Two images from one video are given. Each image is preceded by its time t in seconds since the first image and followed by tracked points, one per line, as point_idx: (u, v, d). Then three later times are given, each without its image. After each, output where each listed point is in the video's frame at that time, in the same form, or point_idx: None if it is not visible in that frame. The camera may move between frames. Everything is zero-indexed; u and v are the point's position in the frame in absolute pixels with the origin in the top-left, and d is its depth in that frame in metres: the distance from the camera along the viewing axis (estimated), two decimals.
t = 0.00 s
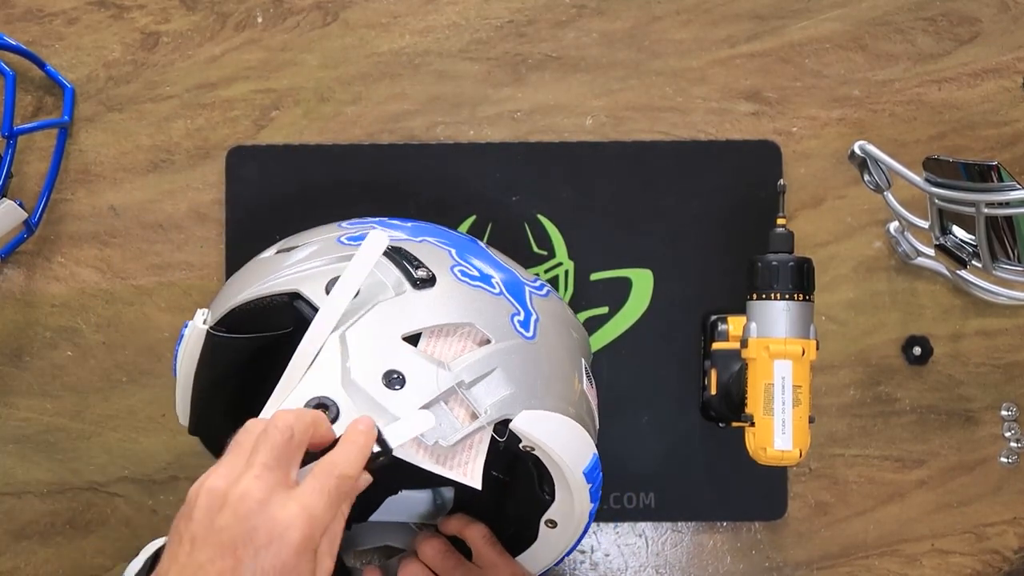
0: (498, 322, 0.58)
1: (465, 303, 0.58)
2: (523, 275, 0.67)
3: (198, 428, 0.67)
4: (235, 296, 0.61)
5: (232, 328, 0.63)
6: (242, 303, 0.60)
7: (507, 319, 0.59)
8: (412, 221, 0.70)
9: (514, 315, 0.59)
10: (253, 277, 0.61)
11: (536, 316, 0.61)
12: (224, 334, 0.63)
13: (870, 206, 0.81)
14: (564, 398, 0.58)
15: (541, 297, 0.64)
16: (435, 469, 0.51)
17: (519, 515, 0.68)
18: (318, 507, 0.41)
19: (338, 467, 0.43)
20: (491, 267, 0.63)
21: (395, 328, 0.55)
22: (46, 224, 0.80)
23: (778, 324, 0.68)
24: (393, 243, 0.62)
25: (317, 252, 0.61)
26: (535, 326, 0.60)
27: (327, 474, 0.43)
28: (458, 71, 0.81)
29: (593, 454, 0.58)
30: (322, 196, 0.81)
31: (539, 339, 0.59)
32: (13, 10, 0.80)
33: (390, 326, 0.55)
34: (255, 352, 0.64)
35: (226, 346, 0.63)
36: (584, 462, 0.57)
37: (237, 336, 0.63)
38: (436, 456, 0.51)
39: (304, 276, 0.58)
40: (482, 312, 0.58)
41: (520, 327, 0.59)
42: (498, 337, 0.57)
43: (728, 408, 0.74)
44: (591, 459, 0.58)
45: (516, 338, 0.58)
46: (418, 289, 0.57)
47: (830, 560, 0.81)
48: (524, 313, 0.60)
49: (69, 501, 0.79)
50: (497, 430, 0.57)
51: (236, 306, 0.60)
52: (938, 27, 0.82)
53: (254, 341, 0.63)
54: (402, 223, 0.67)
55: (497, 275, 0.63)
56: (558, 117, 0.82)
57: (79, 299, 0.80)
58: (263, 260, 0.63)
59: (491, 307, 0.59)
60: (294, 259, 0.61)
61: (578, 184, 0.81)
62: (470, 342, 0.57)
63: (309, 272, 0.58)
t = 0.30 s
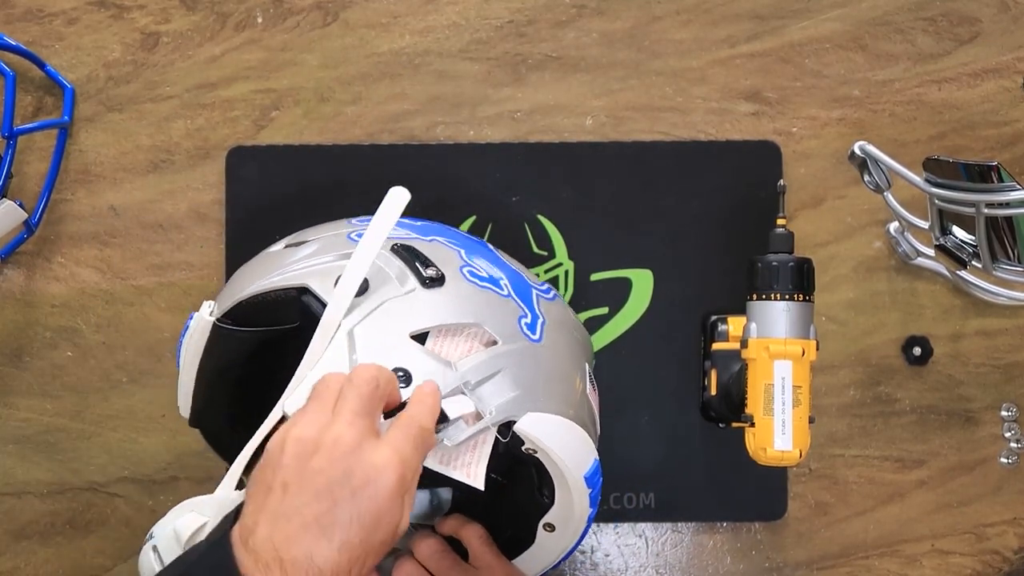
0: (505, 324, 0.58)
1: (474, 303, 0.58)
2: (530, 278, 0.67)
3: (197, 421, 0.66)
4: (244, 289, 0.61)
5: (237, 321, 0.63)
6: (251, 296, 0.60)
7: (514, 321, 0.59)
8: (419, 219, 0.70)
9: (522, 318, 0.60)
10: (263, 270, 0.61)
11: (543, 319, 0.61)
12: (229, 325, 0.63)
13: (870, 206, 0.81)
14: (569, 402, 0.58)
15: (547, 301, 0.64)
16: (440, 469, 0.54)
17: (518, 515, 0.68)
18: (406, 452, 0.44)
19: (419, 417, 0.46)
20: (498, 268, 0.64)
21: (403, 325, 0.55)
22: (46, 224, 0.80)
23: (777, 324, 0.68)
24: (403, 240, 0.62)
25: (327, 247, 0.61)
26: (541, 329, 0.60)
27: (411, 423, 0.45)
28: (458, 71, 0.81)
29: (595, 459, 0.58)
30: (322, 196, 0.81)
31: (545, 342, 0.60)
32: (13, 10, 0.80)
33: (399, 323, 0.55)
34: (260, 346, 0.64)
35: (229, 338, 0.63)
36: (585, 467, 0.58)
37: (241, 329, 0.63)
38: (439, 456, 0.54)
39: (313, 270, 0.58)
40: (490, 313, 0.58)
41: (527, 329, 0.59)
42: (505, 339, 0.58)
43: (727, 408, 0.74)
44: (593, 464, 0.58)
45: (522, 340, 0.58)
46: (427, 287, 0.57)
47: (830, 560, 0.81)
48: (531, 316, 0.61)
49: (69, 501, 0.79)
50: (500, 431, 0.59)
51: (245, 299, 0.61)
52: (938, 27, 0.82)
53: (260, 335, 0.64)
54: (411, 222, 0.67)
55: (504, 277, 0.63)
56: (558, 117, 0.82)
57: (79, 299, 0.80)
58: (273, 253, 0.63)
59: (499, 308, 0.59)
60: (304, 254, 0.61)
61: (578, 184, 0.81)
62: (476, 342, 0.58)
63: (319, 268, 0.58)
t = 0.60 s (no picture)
0: (486, 332, 0.58)
1: (453, 310, 0.58)
2: (514, 282, 0.66)
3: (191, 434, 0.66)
4: (224, 304, 0.61)
5: (221, 336, 0.63)
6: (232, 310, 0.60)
7: (495, 327, 0.59)
8: (406, 225, 0.70)
9: (502, 323, 0.59)
10: (243, 282, 0.61)
11: (525, 323, 0.61)
12: (212, 341, 0.63)
13: (870, 206, 0.81)
14: (553, 407, 0.58)
15: (532, 303, 0.64)
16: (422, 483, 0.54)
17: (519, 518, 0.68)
18: (433, 450, 0.47)
19: (445, 419, 0.48)
20: (481, 272, 0.63)
21: (380, 336, 0.55)
22: (46, 224, 0.80)
23: (777, 324, 0.67)
24: (380, 251, 0.62)
25: (303, 258, 0.60)
26: (524, 334, 0.60)
27: (437, 422, 0.48)
28: (458, 71, 0.81)
29: (581, 462, 0.58)
30: (322, 196, 0.81)
31: (527, 347, 0.59)
32: (13, 10, 0.80)
33: (376, 334, 0.55)
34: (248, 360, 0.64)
35: (216, 352, 0.63)
36: (572, 469, 0.57)
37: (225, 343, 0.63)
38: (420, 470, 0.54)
39: (288, 283, 0.58)
40: (469, 320, 0.58)
41: (508, 335, 0.59)
42: (485, 346, 0.57)
43: (727, 408, 0.74)
44: (580, 468, 0.58)
45: (502, 346, 0.58)
46: (405, 297, 0.57)
47: (830, 560, 0.81)
48: (513, 320, 0.60)
49: (69, 501, 0.79)
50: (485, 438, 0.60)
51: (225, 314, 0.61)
52: (938, 27, 0.82)
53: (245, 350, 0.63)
54: (393, 228, 0.67)
55: (485, 281, 0.62)
56: (558, 117, 0.82)
57: (79, 299, 0.80)
58: (254, 266, 0.63)
59: (478, 315, 0.59)
60: (281, 265, 0.61)
61: (578, 184, 0.81)
62: (457, 351, 0.57)
63: (295, 280, 0.58)
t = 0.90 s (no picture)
0: (487, 327, 0.58)
1: (455, 304, 0.58)
2: (516, 278, 0.66)
3: (192, 429, 0.67)
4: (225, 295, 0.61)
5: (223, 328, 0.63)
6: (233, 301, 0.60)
7: (497, 322, 0.59)
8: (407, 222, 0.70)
9: (504, 318, 0.59)
10: (245, 275, 0.61)
11: (527, 319, 0.61)
12: (214, 332, 0.63)
13: (870, 205, 0.81)
14: (556, 401, 0.58)
15: (534, 299, 0.64)
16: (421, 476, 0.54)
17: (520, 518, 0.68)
18: (443, 449, 0.47)
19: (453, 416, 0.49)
20: (481, 267, 0.63)
21: (382, 330, 0.55)
22: (46, 224, 0.80)
23: (777, 324, 0.67)
24: (383, 244, 0.62)
25: (306, 250, 0.60)
26: (525, 330, 0.60)
27: (448, 419, 0.48)
28: (459, 71, 0.81)
29: (582, 457, 0.58)
30: (322, 196, 0.81)
31: (529, 342, 0.59)
32: (13, 10, 0.80)
33: (377, 327, 0.55)
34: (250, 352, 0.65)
35: (217, 344, 0.63)
36: (573, 463, 0.57)
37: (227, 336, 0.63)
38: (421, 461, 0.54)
39: (291, 276, 0.58)
40: (472, 315, 0.58)
41: (510, 330, 0.59)
42: (487, 341, 0.57)
43: (727, 408, 0.74)
44: (580, 463, 0.58)
45: (504, 341, 0.58)
46: (407, 291, 0.57)
47: (830, 560, 0.81)
48: (515, 316, 0.60)
49: (69, 501, 0.79)
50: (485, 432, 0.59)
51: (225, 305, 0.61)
52: (938, 27, 0.82)
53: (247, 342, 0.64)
54: (395, 223, 0.67)
55: (488, 277, 0.62)
56: (558, 117, 0.82)
57: (79, 299, 0.80)
58: (256, 258, 0.63)
59: (480, 310, 0.59)
60: (283, 258, 0.60)
61: (578, 184, 0.81)
62: (458, 345, 0.57)
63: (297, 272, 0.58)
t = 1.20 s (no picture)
0: (459, 263, 0.57)
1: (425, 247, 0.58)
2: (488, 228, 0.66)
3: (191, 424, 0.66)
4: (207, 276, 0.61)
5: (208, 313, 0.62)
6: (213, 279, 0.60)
7: (467, 258, 0.58)
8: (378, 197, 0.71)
9: (476, 255, 0.58)
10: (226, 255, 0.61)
11: (500, 256, 0.60)
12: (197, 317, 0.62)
13: (870, 205, 0.81)
14: (537, 328, 0.56)
15: (507, 244, 0.63)
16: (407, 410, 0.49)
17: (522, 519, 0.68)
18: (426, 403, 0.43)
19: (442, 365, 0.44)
20: (448, 219, 0.63)
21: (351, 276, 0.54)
22: (46, 224, 0.80)
23: (778, 324, 0.67)
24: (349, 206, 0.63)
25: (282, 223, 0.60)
26: (499, 265, 0.59)
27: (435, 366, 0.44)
28: (459, 71, 0.81)
29: (575, 381, 0.55)
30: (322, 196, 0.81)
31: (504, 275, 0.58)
32: (13, 10, 0.80)
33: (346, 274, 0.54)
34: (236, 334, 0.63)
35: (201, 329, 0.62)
36: (565, 378, 0.55)
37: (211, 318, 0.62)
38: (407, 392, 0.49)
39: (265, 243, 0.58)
40: (442, 254, 0.57)
41: (482, 265, 0.58)
42: (460, 274, 0.56)
43: (727, 408, 0.74)
44: (574, 386, 0.55)
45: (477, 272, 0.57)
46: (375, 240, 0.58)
47: (830, 559, 0.81)
48: (487, 254, 0.59)
49: (68, 500, 0.79)
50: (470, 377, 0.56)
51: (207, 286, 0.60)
52: (938, 27, 0.82)
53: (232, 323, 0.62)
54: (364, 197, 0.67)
55: (456, 226, 0.62)
56: (558, 117, 0.82)
57: (79, 299, 0.80)
58: (237, 242, 0.63)
59: (451, 250, 0.58)
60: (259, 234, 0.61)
61: (578, 184, 0.81)
62: (433, 281, 0.56)
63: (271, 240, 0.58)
